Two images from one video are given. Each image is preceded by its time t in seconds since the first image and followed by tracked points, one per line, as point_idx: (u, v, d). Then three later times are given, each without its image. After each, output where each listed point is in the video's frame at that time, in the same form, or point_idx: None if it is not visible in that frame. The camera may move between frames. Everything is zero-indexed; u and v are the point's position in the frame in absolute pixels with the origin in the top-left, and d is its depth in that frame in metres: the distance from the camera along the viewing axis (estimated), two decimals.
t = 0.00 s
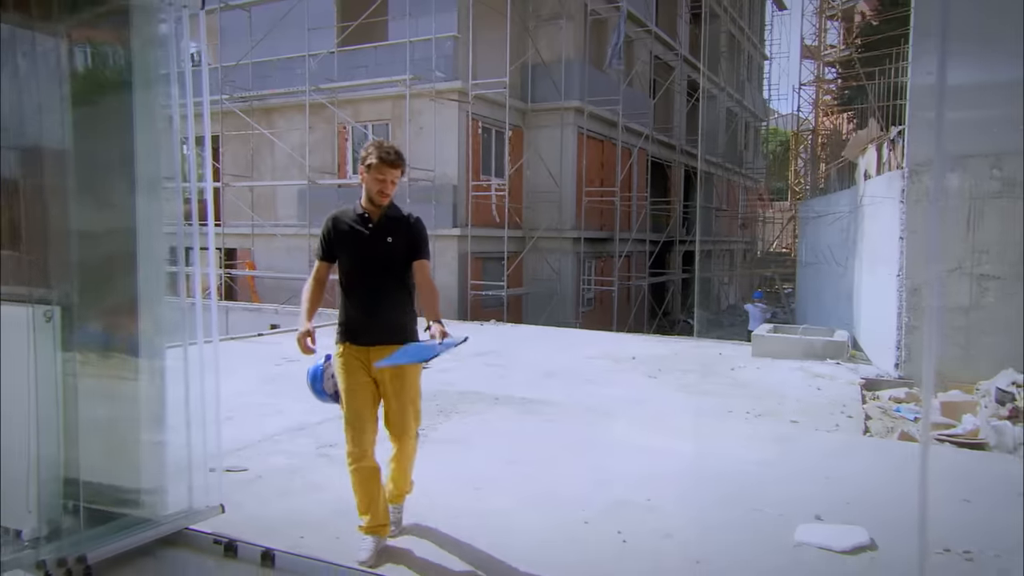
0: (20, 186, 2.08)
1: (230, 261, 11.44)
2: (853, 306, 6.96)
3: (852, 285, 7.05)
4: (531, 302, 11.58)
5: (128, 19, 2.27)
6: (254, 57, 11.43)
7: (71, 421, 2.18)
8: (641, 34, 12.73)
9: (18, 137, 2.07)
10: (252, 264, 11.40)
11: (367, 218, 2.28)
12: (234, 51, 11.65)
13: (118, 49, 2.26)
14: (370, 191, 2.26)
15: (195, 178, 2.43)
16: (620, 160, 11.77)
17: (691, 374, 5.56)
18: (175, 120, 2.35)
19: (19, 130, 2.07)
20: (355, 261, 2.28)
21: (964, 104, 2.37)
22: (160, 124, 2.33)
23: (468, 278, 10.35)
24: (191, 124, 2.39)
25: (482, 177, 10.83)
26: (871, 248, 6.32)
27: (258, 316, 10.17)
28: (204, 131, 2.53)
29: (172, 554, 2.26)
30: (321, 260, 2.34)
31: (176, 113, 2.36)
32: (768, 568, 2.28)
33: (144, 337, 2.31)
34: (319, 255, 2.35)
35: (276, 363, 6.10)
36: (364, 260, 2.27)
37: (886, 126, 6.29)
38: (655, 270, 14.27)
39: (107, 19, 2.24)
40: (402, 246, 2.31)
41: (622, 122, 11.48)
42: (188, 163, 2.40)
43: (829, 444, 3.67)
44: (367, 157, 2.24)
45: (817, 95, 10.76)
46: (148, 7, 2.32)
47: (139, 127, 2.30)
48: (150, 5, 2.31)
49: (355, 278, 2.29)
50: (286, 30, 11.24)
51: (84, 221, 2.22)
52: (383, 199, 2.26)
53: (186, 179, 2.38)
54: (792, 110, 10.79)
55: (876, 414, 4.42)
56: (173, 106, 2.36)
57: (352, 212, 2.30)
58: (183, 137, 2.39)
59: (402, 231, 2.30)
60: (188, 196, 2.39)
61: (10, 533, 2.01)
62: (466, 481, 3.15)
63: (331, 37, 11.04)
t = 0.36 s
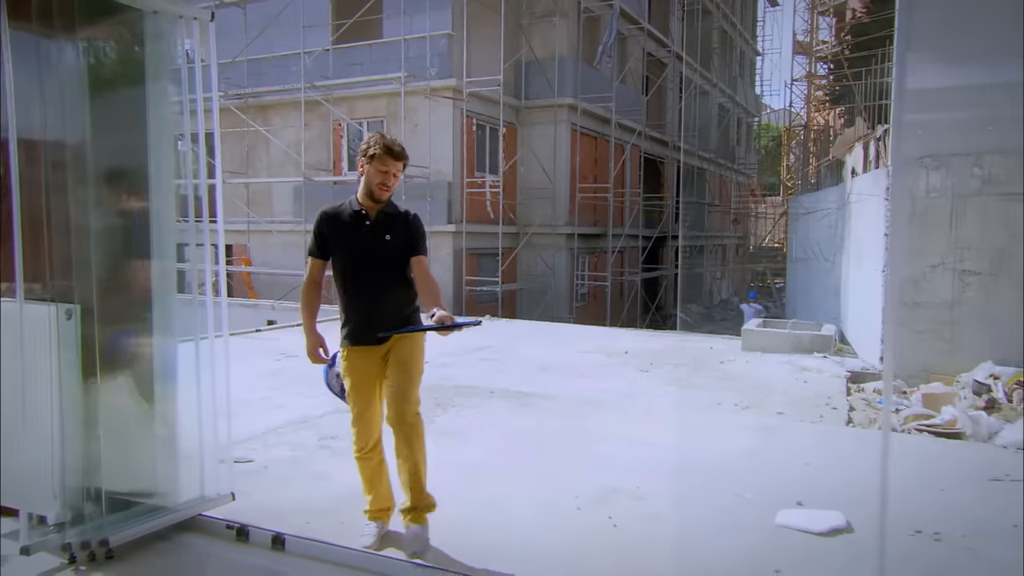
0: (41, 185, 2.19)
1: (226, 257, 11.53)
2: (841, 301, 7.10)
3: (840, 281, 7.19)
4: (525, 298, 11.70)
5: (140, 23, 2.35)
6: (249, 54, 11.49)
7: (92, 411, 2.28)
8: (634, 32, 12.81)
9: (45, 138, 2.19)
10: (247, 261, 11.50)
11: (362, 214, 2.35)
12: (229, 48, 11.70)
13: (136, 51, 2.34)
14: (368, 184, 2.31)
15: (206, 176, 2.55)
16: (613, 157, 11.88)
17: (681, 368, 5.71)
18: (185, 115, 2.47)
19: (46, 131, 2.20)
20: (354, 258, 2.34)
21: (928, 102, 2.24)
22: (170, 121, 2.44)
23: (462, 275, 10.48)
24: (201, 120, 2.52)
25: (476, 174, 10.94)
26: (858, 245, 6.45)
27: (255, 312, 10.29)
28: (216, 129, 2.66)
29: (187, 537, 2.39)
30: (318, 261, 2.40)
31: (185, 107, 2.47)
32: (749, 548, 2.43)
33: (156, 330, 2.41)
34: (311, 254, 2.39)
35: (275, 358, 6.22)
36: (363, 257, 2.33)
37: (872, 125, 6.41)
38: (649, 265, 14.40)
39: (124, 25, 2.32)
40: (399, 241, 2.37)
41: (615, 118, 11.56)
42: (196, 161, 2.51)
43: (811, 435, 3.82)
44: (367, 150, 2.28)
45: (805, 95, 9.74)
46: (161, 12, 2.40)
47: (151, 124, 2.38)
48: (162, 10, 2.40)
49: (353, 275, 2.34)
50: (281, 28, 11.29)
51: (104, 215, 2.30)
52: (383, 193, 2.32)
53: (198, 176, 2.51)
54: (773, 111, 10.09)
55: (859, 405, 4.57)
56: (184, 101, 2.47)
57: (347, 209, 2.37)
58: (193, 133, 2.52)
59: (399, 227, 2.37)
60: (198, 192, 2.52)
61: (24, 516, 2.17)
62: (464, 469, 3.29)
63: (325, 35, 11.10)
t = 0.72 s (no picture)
0: (56, 172, 2.32)
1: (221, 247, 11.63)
2: (827, 290, 7.24)
3: (826, 270, 7.33)
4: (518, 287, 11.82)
5: (150, 27, 2.48)
6: (241, 45, 11.52)
7: (105, 391, 2.42)
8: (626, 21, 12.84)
9: (57, 128, 2.33)
10: (242, 251, 11.59)
11: (386, 209, 2.34)
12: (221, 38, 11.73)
13: (137, 44, 2.47)
14: (398, 178, 2.29)
15: (211, 167, 2.66)
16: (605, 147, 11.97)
17: (670, 355, 5.86)
18: (190, 104, 2.58)
19: (59, 122, 2.35)
20: (369, 250, 2.35)
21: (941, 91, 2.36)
22: (174, 112, 2.54)
23: (456, 265, 10.64)
24: (206, 108, 2.63)
25: (469, 164, 11.03)
26: (843, 235, 6.58)
27: (250, 302, 10.40)
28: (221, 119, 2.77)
29: (198, 517, 2.51)
30: (330, 245, 2.36)
31: (191, 97, 2.58)
32: (730, 523, 2.57)
33: (164, 317, 2.53)
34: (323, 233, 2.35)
35: (273, 347, 6.35)
36: (379, 251, 2.34)
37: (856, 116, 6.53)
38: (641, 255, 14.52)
39: (130, 24, 2.47)
40: (416, 240, 2.40)
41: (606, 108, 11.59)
42: (200, 150, 2.62)
43: (793, 419, 3.97)
44: (405, 144, 2.24)
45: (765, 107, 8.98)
46: (167, 16, 2.50)
47: (158, 117, 2.50)
48: (169, 14, 2.50)
49: (365, 267, 2.35)
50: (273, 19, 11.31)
51: (113, 200, 2.44)
52: (411, 190, 2.31)
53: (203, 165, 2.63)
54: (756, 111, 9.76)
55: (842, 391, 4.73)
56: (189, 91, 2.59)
57: (369, 196, 2.34)
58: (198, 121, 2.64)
59: (420, 227, 2.39)
60: (204, 180, 2.66)
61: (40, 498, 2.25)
62: (460, 453, 3.41)
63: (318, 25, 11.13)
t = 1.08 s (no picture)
0: (80, 166, 2.46)
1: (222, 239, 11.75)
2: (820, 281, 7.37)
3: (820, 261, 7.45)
4: (516, 278, 11.94)
5: (163, 27, 2.62)
6: (240, 37, 11.58)
7: (125, 378, 2.56)
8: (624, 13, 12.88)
9: (79, 122, 2.45)
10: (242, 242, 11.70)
11: (399, 190, 2.35)
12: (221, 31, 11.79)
13: (151, 43, 2.60)
14: (412, 158, 2.31)
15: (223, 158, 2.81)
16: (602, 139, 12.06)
17: (666, 345, 5.99)
18: (203, 95, 2.72)
19: (79, 115, 2.45)
20: (381, 232, 2.36)
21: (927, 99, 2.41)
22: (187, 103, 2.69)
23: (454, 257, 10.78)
24: (217, 99, 2.77)
25: (467, 157, 11.12)
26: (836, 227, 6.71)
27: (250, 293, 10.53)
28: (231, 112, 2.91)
29: (213, 496, 2.65)
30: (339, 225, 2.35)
31: (204, 88, 2.73)
32: (717, 501, 2.71)
33: (180, 307, 2.68)
34: (333, 215, 2.35)
35: (277, 337, 6.48)
36: (391, 233, 2.35)
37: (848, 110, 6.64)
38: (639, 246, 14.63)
39: (140, 24, 2.59)
40: (427, 224, 2.42)
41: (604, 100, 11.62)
42: (211, 139, 2.77)
43: (783, 405, 4.11)
44: (422, 124, 2.26)
45: (794, 73, 6.21)
46: (180, 18, 2.64)
47: (174, 112, 2.64)
48: (181, 16, 2.64)
49: (376, 249, 2.35)
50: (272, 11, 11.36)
51: (132, 190, 2.57)
52: (427, 172, 2.33)
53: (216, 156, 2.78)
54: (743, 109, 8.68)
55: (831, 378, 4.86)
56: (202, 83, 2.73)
57: (381, 178, 2.36)
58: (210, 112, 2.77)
59: (431, 211, 2.42)
60: (216, 173, 2.78)
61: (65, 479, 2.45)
62: (461, 438, 3.55)
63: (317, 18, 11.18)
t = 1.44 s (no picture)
0: (104, 166, 2.59)
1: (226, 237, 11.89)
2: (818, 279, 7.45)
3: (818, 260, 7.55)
4: (517, 276, 12.05)
5: (182, 36, 2.73)
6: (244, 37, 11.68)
7: (147, 373, 2.69)
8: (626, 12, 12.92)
9: (105, 119, 2.59)
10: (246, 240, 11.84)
11: (373, 194, 2.22)
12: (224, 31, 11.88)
13: (171, 51, 2.71)
14: (377, 158, 2.19)
15: (238, 158, 2.95)
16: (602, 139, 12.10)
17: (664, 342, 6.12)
18: (217, 94, 2.85)
19: (104, 116, 2.58)
20: (368, 238, 2.23)
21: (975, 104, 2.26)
22: (204, 103, 2.81)
23: (456, 255, 10.89)
24: (230, 97, 2.91)
25: (469, 155, 11.22)
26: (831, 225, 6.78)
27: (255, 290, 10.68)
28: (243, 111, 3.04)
29: (229, 484, 2.79)
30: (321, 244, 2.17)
31: (218, 90, 2.86)
32: (712, 490, 2.82)
33: (198, 304, 2.82)
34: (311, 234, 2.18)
35: (282, 334, 6.62)
36: (377, 237, 2.22)
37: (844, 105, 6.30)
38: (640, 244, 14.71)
39: (163, 33, 2.70)
40: (407, 221, 2.32)
41: (604, 99, 11.69)
42: (224, 133, 2.91)
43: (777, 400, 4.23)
44: (381, 120, 2.16)
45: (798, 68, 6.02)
46: (198, 29, 2.75)
47: (191, 117, 2.76)
48: (200, 27, 2.75)
49: (364, 258, 2.21)
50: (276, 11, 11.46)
51: (152, 190, 2.69)
52: (394, 168, 2.21)
53: (230, 153, 2.93)
54: (744, 98, 4.75)
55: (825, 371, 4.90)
56: (217, 86, 2.86)
57: (355, 180, 2.21)
58: (221, 110, 2.91)
59: (408, 207, 2.31)
60: (229, 170, 2.95)
61: (88, 466, 2.73)
62: (464, 431, 3.69)
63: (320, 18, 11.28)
